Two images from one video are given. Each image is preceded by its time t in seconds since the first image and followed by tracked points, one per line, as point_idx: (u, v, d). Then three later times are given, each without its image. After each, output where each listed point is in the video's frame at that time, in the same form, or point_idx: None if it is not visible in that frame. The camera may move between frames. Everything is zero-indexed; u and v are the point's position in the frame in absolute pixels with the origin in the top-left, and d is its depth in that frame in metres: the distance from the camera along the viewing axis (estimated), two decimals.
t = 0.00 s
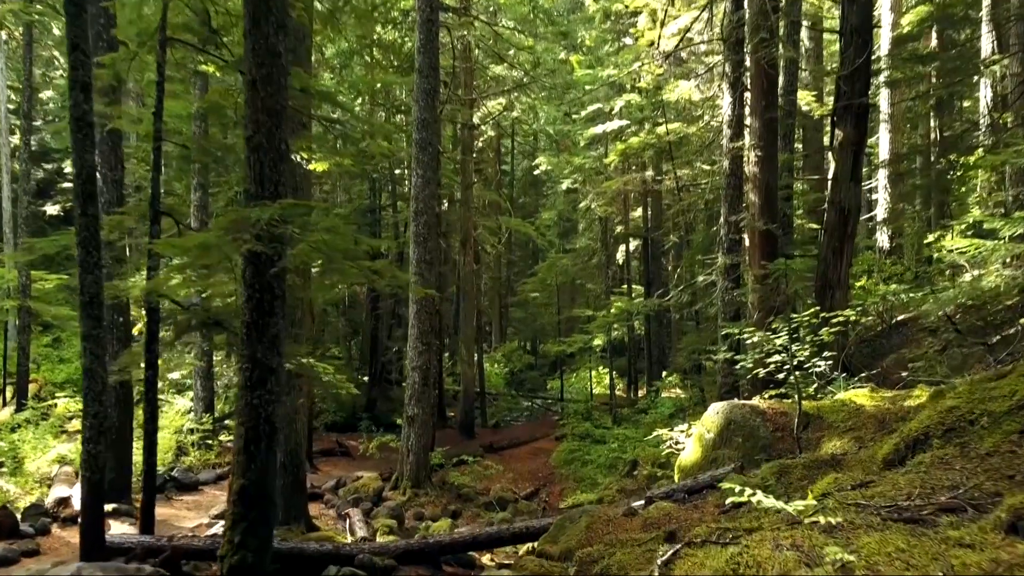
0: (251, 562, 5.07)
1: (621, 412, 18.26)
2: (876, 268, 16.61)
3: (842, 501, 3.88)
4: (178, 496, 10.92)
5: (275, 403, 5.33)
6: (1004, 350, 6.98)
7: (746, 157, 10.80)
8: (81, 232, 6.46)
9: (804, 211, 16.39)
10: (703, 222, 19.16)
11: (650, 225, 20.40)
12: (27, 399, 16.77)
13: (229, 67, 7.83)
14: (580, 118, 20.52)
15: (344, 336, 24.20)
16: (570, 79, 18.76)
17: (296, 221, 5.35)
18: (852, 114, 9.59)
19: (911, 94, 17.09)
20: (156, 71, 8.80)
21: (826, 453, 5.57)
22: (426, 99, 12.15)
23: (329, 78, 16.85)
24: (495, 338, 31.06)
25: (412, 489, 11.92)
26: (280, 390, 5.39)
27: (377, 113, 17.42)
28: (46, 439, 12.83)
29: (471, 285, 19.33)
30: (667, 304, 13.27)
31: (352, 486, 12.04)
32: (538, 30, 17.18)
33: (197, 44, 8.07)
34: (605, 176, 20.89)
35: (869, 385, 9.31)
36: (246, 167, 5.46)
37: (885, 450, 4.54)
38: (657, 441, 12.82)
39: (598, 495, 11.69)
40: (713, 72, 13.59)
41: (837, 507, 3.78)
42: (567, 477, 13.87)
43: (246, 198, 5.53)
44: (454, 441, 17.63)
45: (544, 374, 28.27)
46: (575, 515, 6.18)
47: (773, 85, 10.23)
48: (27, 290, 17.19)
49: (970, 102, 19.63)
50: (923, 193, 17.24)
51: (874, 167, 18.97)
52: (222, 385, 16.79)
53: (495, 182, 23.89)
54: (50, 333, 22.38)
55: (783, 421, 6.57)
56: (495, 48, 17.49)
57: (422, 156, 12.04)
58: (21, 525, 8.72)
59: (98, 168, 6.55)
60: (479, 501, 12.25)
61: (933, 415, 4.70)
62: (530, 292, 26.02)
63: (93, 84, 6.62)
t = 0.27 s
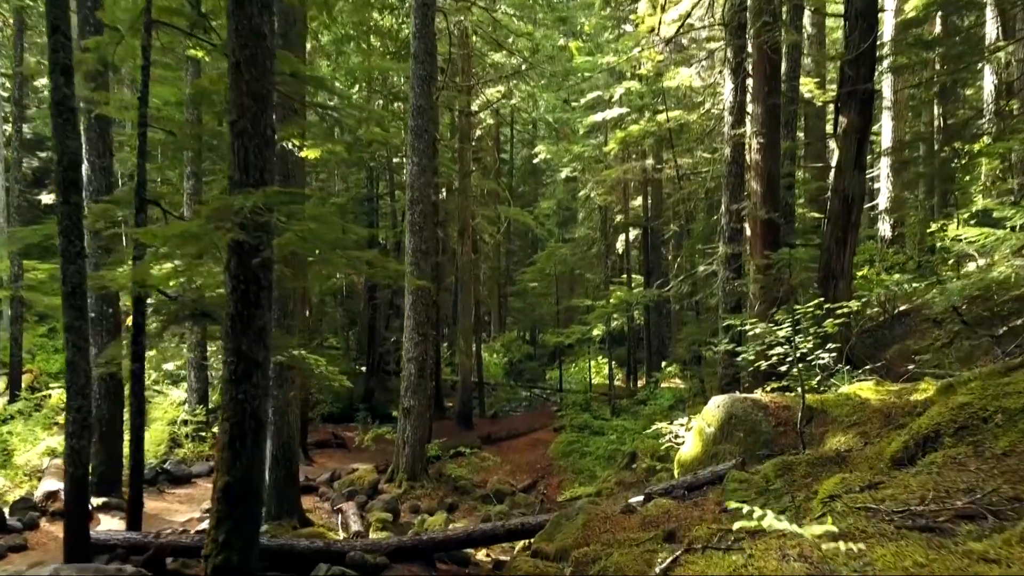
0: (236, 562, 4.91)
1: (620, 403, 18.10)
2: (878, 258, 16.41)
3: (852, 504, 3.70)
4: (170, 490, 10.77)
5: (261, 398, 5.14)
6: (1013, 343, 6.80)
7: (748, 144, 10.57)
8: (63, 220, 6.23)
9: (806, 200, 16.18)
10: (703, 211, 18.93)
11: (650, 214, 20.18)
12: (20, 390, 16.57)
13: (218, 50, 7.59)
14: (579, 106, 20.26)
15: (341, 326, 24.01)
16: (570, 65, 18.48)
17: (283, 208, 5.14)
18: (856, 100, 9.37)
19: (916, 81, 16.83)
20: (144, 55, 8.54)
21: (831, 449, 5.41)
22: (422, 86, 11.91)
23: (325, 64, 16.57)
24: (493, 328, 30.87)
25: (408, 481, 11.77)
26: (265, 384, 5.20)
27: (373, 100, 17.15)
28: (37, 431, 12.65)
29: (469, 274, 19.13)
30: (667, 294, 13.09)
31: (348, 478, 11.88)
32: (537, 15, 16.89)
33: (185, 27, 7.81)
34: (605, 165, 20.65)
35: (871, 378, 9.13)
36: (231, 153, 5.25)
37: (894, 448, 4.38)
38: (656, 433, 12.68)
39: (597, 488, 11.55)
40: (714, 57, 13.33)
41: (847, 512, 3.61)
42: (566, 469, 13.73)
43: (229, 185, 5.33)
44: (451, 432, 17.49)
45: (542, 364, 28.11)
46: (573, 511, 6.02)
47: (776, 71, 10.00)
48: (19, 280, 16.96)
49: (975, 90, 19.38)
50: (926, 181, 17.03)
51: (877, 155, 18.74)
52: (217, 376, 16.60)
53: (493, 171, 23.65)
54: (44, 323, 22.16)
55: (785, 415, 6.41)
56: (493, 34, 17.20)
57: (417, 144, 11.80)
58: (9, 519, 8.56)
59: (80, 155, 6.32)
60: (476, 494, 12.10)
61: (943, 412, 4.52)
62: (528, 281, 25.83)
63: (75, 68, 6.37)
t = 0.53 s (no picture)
0: (223, 562, 4.77)
1: (619, 395, 17.97)
2: (880, 249, 16.24)
3: (862, 508, 3.57)
4: (163, 484, 10.62)
5: (248, 394, 4.99)
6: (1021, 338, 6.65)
7: (750, 133, 10.39)
8: (46, 211, 6.04)
9: (808, 190, 15.99)
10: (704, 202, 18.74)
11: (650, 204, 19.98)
12: (14, 382, 16.40)
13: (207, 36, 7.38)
14: (579, 95, 20.04)
15: (339, 318, 23.84)
16: (569, 54, 18.25)
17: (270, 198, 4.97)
18: (860, 89, 9.19)
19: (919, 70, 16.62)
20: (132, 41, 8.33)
21: (835, 446, 5.27)
22: (418, 74, 11.70)
23: (321, 53, 16.34)
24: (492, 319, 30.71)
25: (405, 475, 11.65)
26: (253, 380, 5.05)
27: (370, 89, 16.93)
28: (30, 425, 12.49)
29: (468, 266, 18.96)
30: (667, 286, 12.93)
31: (344, 472, 11.75)
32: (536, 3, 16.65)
33: (174, 12, 7.60)
34: (605, 155, 20.44)
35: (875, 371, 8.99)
36: (216, 141, 5.07)
37: (902, 447, 4.24)
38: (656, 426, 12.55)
39: (595, 482, 11.43)
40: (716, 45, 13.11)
41: (857, 517, 3.46)
42: (564, 462, 13.61)
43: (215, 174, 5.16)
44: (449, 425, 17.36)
45: (541, 356, 27.97)
46: (570, 509, 5.88)
47: (779, 58, 9.81)
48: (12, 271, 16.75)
49: (979, 78, 19.14)
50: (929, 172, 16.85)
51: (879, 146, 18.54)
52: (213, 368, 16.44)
53: (492, 161, 23.42)
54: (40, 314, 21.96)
55: (788, 410, 6.27)
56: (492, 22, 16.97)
57: (413, 133, 11.59)
58: None
59: (64, 143, 6.12)
60: (474, 488, 11.98)
61: (954, 409, 4.39)
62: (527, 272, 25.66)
63: (58, 53, 6.16)
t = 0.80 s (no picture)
0: (209, 564, 4.61)
1: (619, 387, 17.84)
2: (883, 240, 16.06)
3: (872, 513, 3.43)
4: (157, 478, 10.49)
5: (235, 390, 4.84)
6: None
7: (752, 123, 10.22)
8: (28, 201, 5.85)
9: (810, 180, 15.80)
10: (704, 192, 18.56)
11: (650, 195, 19.80)
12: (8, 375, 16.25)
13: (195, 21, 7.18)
14: (578, 84, 19.83)
15: (337, 309, 23.69)
16: (568, 42, 18.03)
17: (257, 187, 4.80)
18: (864, 77, 9.05)
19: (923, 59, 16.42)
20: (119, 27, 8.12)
21: (840, 442, 5.14)
22: (414, 62, 11.50)
23: (317, 41, 16.11)
24: (491, 311, 30.56)
25: (401, 469, 11.51)
26: (240, 376, 4.89)
27: (367, 78, 16.72)
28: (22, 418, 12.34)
29: (466, 257, 18.80)
30: (667, 277, 12.76)
31: (339, 466, 11.62)
32: None
33: None
34: (604, 145, 20.22)
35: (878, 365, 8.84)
36: (200, 128, 4.90)
37: (911, 446, 4.13)
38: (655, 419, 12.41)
39: (594, 475, 11.29)
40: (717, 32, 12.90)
41: (870, 524, 3.32)
42: (563, 455, 13.48)
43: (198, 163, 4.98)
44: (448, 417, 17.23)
45: (541, 347, 27.83)
46: (567, 507, 5.74)
47: (781, 46, 9.66)
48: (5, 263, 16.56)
49: (983, 66, 18.91)
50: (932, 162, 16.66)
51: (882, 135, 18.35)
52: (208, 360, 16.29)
53: (490, 151, 23.20)
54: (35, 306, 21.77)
55: (790, 406, 6.13)
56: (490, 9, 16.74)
57: (409, 122, 11.38)
58: None
59: (46, 132, 5.93)
60: (471, 482, 11.85)
61: (964, 408, 4.28)
62: (526, 264, 25.51)
63: (39, 39, 5.96)
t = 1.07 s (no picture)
0: (192, 567, 4.45)
1: (618, 378, 17.68)
2: (886, 230, 15.86)
3: (884, 520, 3.30)
4: (149, 472, 10.32)
5: (218, 387, 4.66)
6: None
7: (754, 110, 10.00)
8: (6, 190, 5.64)
9: (812, 169, 15.57)
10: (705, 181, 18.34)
11: (650, 184, 19.58)
12: None
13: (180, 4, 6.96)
14: (577, 72, 19.57)
15: (334, 300, 23.50)
16: (568, 29, 17.77)
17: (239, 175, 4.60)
18: (869, 62, 8.81)
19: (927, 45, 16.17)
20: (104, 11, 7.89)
21: (844, 440, 5.00)
22: (409, 48, 11.26)
23: (311, 27, 15.85)
24: (490, 301, 30.37)
25: (397, 462, 11.36)
26: (223, 372, 4.71)
27: (363, 65, 16.47)
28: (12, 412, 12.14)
29: (463, 247, 18.60)
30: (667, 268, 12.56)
31: (335, 459, 11.45)
32: None
33: None
34: (604, 133, 19.97)
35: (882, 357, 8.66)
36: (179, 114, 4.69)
37: (922, 446, 4.01)
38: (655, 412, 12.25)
39: (593, 468, 11.15)
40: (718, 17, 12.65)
41: (881, 532, 3.19)
42: (561, 447, 13.34)
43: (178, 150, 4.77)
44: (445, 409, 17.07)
45: (539, 337, 27.66)
46: (563, 505, 5.57)
47: (784, 31, 9.41)
48: None
49: (988, 53, 18.63)
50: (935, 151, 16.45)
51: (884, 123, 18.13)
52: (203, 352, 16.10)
53: (489, 140, 22.94)
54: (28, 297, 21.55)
55: (793, 401, 5.96)
56: None
57: (404, 109, 11.14)
58: None
59: (24, 118, 5.72)
60: (468, 475, 11.70)
61: (978, 407, 4.15)
62: (525, 253, 25.31)
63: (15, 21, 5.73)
